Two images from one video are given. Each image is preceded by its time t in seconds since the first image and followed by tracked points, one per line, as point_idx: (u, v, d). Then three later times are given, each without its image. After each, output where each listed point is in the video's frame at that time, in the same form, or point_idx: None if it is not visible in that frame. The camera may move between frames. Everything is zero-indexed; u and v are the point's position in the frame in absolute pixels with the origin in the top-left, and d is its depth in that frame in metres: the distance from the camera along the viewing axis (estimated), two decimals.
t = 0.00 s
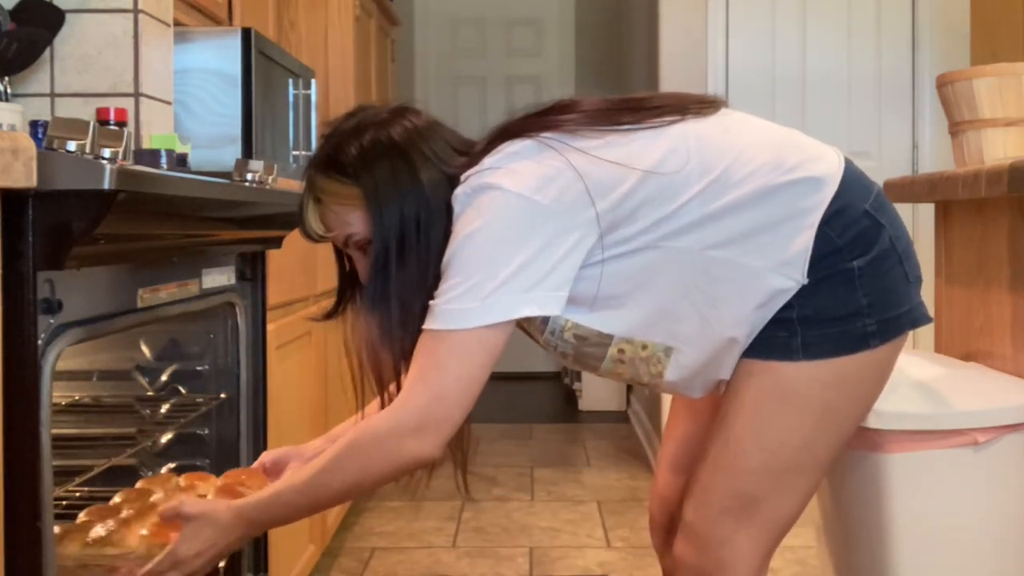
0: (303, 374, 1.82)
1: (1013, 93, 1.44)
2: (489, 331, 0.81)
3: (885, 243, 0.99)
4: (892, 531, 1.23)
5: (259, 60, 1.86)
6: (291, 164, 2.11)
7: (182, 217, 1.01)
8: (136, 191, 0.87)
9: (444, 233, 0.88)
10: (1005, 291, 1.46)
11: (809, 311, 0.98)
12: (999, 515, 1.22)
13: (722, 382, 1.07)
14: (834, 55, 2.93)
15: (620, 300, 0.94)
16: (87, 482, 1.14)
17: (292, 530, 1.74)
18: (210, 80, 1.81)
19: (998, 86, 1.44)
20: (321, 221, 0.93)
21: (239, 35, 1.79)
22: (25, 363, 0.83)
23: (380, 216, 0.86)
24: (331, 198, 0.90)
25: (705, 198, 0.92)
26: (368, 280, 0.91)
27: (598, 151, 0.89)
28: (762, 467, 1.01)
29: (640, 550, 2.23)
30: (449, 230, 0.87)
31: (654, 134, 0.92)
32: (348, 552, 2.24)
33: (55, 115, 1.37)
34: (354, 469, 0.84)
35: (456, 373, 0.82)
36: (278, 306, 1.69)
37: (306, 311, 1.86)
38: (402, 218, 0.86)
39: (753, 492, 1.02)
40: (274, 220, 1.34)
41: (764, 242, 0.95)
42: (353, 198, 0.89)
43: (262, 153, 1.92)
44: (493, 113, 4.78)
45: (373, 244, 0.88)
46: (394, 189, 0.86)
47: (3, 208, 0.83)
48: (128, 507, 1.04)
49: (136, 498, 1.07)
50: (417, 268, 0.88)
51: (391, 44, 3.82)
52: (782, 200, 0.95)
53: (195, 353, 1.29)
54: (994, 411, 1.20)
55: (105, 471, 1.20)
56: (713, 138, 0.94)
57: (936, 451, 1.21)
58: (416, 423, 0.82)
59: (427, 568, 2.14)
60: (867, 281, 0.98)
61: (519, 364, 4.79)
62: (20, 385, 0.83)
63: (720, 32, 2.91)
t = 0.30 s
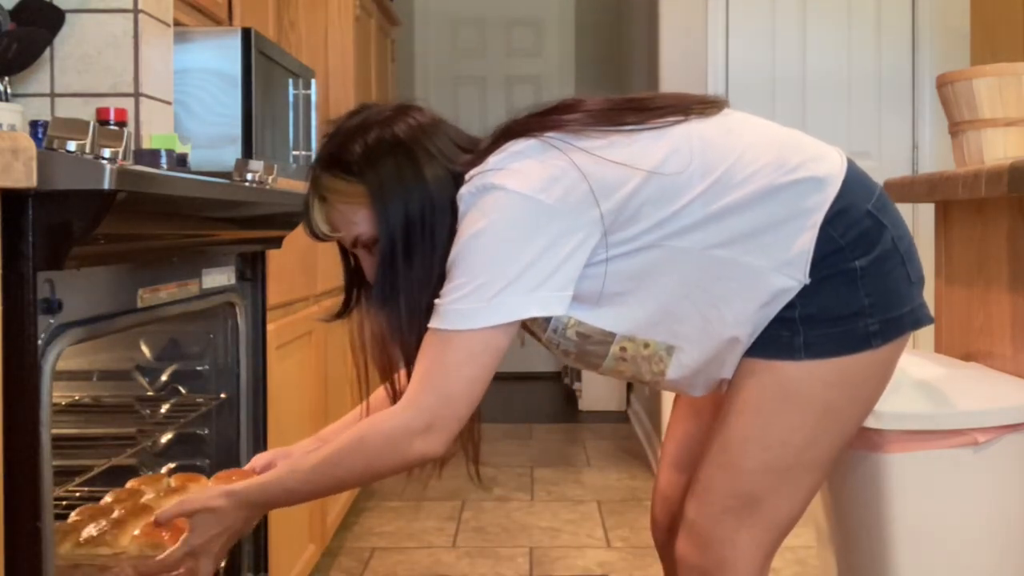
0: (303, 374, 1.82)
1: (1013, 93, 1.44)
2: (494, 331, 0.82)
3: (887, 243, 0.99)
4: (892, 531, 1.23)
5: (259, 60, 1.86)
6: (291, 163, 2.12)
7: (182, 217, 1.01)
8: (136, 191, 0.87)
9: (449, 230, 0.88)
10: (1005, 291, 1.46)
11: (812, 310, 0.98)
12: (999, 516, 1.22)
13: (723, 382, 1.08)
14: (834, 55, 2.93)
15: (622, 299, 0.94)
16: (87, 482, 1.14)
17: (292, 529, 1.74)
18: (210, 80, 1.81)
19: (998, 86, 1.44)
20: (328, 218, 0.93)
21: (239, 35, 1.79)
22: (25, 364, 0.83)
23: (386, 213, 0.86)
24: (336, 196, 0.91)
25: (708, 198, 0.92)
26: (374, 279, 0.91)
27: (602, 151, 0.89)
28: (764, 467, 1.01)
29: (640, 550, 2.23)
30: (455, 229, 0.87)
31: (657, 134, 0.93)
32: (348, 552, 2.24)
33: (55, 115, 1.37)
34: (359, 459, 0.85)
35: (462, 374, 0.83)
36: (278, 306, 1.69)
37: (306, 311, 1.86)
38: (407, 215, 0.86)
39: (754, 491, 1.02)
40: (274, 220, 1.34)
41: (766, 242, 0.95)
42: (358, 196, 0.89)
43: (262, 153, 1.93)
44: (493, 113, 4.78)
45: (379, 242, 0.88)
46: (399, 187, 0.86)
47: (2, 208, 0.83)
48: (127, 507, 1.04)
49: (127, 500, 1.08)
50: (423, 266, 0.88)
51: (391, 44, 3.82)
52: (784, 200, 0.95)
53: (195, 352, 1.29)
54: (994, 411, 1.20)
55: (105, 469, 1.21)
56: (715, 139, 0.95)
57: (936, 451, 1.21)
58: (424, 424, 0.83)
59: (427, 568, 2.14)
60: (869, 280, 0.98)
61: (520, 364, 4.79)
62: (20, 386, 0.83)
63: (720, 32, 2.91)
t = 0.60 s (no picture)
0: (304, 374, 1.82)
1: (1013, 93, 1.44)
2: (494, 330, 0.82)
3: (885, 240, 0.99)
4: (891, 531, 1.23)
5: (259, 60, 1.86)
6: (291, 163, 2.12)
7: (182, 217, 1.01)
8: (136, 191, 0.87)
9: (451, 230, 0.88)
10: (1005, 291, 1.46)
11: (811, 309, 0.98)
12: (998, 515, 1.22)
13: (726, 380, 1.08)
14: (834, 55, 2.93)
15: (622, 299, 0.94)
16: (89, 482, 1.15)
17: (292, 529, 1.74)
18: (210, 80, 1.81)
19: (998, 86, 1.44)
20: (330, 221, 0.93)
21: (239, 35, 1.79)
22: (25, 363, 0.83)
23: (388, 214, 0.86)
24: (338, 198, 0.91)
25: (706, 197, 0.92)
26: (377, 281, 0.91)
27: (599, 153, 0.89)
28: (763, 465, 1.01)
29: (640, 550, 2.23)
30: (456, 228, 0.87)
31: (656, 135, 0.93)
32: (348, 552, 2.24)
33: (55, 115, 1.37)
34: (362, 453, 0.87)
35: (460, 375, 0.83)
36: (278, 306, 1.69)
37: (306, 311, 1.86)
38: (408, 214, 0.86)
39: (754, 489, 1.02)
40: (274, 219, 1.34)
41: (765, 240, 0.95)
42: (360, 197, 0.89)
43: (262, 152, 1.93)
44: (493, 114, 4.78)
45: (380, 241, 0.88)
46: (401, 188, 0.86)
47: (3, 208, 0.83)
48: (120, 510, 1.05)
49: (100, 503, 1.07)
50: (424, 265, 0.88)
51: (391, 44, 3.82)
52: (782, 199, 0.95)
53: (195, 352, 1.29)
54: (994, 411, 1.20)
55: (107, 468, 1.22)
56: (714, 139, 0.95)
57: (936, 451, 1.21)
58: (421, 424, 0.84)
59: (427, 568, 2.14)
60: (868, 277, 0.98)
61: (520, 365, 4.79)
62: (20, 386, 0.83)
63: (720, 33, 2.91)
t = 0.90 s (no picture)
0: (303, 373, 1.82)
1: (1014, 93, 1.44)
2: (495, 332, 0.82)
3: (890, 243, 0.99)
4: (890, 531, 1.23)
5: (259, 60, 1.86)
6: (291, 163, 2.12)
7: (181, 217, 1.01)
8: (136, 190, 0.87)
9: (453, 231, 0.88)
10: (1004, 291, 1.46)
11: (816, 311, 0.98)
12: (998, 515, 1.22)
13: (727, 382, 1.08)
14: (834, 55, 2.93)
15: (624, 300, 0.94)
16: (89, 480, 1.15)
17: (292, 529, 1.74)
18: (210, 80, 1.81)
19: (998, 86, 1.44)
20: (332, 222, 0.93)
21: (239, 35, 1.79)
22: (25, 364, 0.83)
23: (390, 214, 0.86)
24: (341, 198, 0.91)
25: (709, 199, 0.92)
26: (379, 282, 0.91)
27: (603, 156, 0.89)
28: (765, 465, 1.01)
29: (640, 550, 2.23)
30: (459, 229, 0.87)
31: (660, 138, 0.92)
32: (348, 552, 2.24)
33: (55, 115, 1.37)
34: (362, 453, 0.87)
35: (459, 375, 0.83)
36: (278, 306, 1.69)
37: (306, 311, 1.86)
38: (411, 215, 0.86)
39: (756, 489, 1.02)
40: (274, 220, 1.34)
41: (769, 243, 0.95)
42: (362, 198, 0.89)
43: (262, 152, 1.93)
44: (493, 114, 4.79)
45: (383, 243, 0.88)
46: (404, 189, 0.86)
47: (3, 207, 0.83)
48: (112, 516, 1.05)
49: (89, 502, 1.07)
50: (427, 266, 0.88)
51: (391, 44, 3.82)
52: (786, 202, 0.95)
53: (196, 352, 1.29)
54: (994, 411, 1.20)
55: (107, 468, 1.22)
56: (718, 141, 0.94)
57: (936, 451, 1.21)
58: (417, 423, 0.84)
59: (426, 568, 2.14)
60: (872, 280, 0.98)
61: (520, 365, 4.79)
62: (20, 385, 0.83)
63: (720, 33, 2.91)
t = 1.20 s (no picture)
0: (303, 373, 1.82)
1: (1014, 93, 1.44)
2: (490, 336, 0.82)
3: (891, 244, 0.99)
4: (890, 532, 1.23)
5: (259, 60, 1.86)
6: (291, 163, 2.12)
7: (182, 217, 1.01)
8: (136, 190, 0.87)
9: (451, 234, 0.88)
10: (1004, 291, 1.46)
11: (816, 313, 0.98)
12: (998, 515, 1.22)
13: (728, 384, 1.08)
14: (835, 55, 2.93)
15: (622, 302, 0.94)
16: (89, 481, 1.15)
17: (291, 529, 1.74)
18: (210, 80, 1.81)
19: (998, 86, 1.44)
20: (332, 226, 0.93)
21: (239, 35, 1.79)
22: (25, 363, 0.83)
23: (388, 218, 0.86)
24: (340, 202, 0.91)
25: (708, 201, 0.92)
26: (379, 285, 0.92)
27: (600, 160, 0.89)
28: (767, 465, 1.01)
29: (640, 550, 2.23)
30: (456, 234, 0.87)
31: (659, 140, 0.93)
32: (348, 552, 2.24)
33: (55, 115, 1.37)
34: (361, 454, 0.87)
35: (452, 378, 0.83)
36: (278, 306, 1.70)
37: (306, 311, 1.86)
38: (409, 219, 0.86)
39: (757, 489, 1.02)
40: (273, 220, 1.34)
41: (769, 245, 0.94)
42: (360, 202, 0.89)
43: (262, 152, 1.93)
44: (493, 114, 4.79)
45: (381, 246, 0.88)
46: (402, 192, 0.86)
47: (3, 207, 0.83)
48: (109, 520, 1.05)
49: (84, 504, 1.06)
50: (425, 269, 0.88)
51: (391, 44, 3.82)
52: (786, 203, 0.94)
53: (195, 352, 1.29)
54: (994, 411, 1.20)
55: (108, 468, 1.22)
56: (718, 143, 0.95)
57: (935, 451, 1.21)
58: (411, 423, 0.83)
59: (427, 568, 2.14)
60: (873, 281, 0.98)
61: (521, 365, 4.80)
62: (19, 384, 0.83)
63: (721, 33, 2.91)
